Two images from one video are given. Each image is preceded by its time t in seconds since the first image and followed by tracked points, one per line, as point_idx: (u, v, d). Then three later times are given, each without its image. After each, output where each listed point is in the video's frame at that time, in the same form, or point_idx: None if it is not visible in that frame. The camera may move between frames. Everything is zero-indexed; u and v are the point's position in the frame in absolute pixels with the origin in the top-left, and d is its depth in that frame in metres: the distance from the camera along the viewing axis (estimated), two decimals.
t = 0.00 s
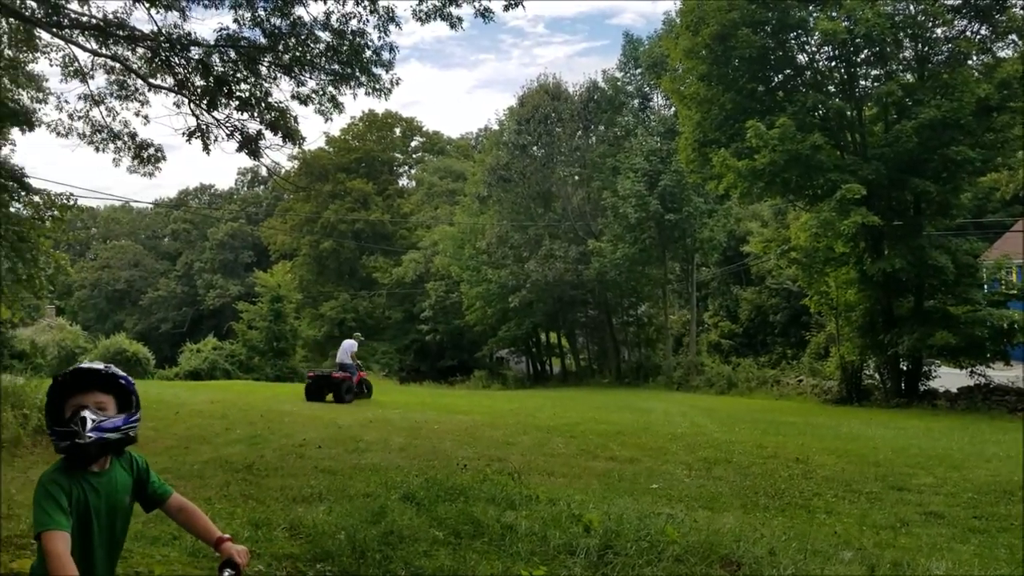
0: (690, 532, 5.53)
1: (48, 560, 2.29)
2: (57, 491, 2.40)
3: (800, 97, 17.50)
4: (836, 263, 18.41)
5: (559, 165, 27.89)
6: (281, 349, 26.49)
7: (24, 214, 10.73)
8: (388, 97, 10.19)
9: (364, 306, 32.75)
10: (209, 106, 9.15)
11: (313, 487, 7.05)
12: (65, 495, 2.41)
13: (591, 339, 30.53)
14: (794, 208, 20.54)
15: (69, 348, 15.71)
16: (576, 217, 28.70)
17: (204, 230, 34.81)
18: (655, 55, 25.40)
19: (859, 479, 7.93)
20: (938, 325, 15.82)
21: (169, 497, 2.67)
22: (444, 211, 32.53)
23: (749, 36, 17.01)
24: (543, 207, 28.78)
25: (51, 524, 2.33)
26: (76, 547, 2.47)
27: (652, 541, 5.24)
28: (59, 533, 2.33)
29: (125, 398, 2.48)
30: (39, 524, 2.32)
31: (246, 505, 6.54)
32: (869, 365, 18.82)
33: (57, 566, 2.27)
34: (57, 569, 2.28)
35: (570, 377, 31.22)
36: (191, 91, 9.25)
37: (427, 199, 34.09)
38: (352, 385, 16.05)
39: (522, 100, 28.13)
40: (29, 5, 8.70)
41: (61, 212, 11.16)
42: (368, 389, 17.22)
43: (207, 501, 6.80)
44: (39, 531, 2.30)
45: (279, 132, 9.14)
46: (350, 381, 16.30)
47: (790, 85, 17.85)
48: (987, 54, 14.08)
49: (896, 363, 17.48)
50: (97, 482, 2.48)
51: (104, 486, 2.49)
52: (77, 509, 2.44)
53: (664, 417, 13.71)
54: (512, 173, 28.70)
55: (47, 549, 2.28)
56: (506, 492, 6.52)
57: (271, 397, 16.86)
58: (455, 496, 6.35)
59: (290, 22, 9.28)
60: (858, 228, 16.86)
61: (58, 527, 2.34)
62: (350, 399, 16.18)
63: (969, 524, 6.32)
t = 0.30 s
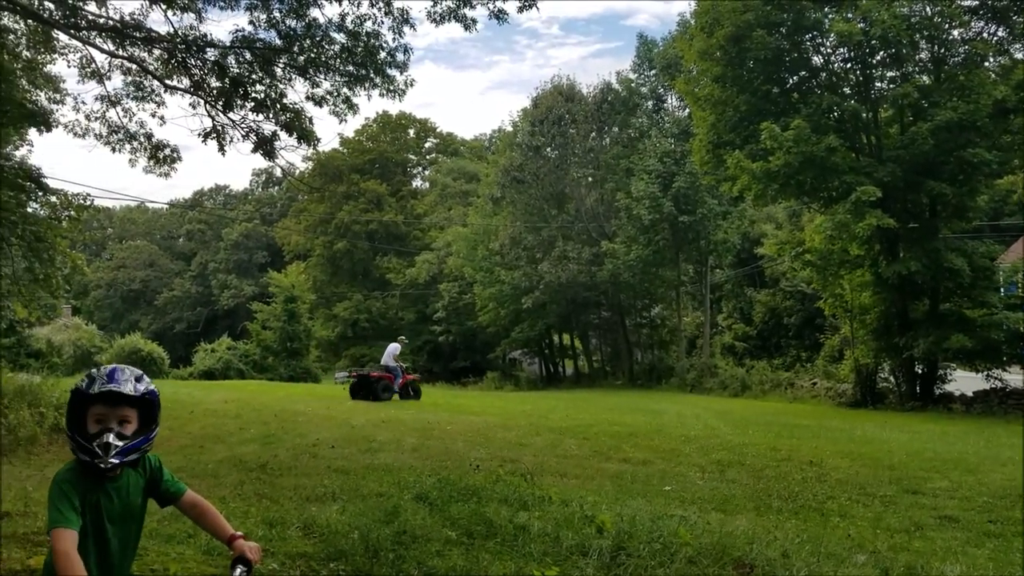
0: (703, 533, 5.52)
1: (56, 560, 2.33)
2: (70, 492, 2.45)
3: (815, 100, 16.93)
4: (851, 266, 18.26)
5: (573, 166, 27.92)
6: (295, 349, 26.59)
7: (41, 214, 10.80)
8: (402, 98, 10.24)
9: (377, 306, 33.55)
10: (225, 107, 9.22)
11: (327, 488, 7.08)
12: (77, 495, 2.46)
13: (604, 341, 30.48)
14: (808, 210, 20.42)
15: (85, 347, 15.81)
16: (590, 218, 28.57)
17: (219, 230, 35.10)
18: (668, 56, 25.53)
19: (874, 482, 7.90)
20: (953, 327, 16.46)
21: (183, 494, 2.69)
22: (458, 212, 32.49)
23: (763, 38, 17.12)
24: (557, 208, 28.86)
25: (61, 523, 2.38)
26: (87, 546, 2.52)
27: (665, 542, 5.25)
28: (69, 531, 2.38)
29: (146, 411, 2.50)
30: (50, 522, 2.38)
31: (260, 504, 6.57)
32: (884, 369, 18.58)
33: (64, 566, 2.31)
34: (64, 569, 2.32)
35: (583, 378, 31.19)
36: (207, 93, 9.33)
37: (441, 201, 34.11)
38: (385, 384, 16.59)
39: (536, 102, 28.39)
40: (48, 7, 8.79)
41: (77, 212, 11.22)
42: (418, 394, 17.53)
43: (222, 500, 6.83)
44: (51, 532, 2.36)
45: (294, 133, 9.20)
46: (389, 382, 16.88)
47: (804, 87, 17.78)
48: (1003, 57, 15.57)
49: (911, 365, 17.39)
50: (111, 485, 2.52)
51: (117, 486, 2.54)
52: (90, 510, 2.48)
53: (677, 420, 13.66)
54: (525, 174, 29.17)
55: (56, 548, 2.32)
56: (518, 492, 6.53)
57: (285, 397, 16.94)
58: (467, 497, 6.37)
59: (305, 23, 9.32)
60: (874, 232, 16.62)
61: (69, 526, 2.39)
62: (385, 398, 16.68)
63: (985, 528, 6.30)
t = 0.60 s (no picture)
0: (710, 536, 5.52)
1: None
2: (61, 509, 2.41)
3: (822, 103, 16.88)
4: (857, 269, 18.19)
5: (579, 169, 28.04)
6: (302, 351, 26.71)
7: (48, 215, 10.83)
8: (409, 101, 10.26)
9: (383, 308, 33.52)
10: (232, 110, 9.23)
11: (333, 489, 7.08)
12: (70, 514, 2.43)
13: (610, 343, 30.46)
14: (815, 213, 20.39)
15: (93, 348, 15.95)
16: (596, 221, 28.83)
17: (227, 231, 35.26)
18: (675, 58, 25.63)
19: (881, 486, 7.87)
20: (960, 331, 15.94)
21: (181, 499, 2.71)
22: (465, 214, 32.56)
23: (770, 40, 17.19)
24: (563, 211, 28.94)
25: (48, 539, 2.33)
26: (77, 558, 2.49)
27: (672, 544, 5.25)
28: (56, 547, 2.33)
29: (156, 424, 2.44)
30: (37, 541, 2.32)
31: (266, 505, 6.59)
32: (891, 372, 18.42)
33: None
34: None
35: (589, 381, 31.20)
36: (214, 95, 9.37)
37: (447, 203, 34.30)
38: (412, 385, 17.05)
39: (543, 105, 28.38)
40: (57, 9, 8.82)
41: (85, 215, 11.36)
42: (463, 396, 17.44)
43: (228, 501, 6.83)
44: (36, 551, 2.30)
45: (301, 135, 9.22)
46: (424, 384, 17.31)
47: (812, 90, 17.65)
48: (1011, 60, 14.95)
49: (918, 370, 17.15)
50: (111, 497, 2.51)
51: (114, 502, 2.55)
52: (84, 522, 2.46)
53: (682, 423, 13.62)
54: (531, 177, 28.70)
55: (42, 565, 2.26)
56: (524, 495, 6.53)
57: (292, 399, 16.96)
58: (473, 499, 6.36)
59: (313, 26, 9.36)
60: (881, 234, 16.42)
61: (56, 545, 2.33)
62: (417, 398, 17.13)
63: (992, 531, 6.28)
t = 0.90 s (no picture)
0: (706, 537, 5.53)
1: None
2: (82, 511, 2.34)
3: (819, 106, 17.17)
4: (854, 272, 18.18)
5: (577, 172, 28.11)
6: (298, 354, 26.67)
7: (46, 218, 10.71)
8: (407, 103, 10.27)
9: (380, 312, 33.30)
10: (230, 112, 9.24)
11: (330, 492, 7.09)
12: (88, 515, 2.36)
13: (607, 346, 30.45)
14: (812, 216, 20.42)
15: (90, 351, 16.01)
16: (594, 224, 28.88)
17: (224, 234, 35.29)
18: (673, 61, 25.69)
19: (877, 488, 7.89)
20: (956, 334, 13.95)
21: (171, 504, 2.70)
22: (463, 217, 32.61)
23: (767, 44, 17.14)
24: (561, 214, 28.99)
25: (64, 545, 2.24)
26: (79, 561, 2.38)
27: (668, 546, 5.26)
28: (72, 554, 2.23)
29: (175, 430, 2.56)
30: (58, 542, 2.24)
31: (263, 508, 6.59)
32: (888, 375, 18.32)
33: None
34: None
35: (586, 384, 31.21)
36: (212, 98, 9.38)
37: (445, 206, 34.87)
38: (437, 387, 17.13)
39: (540, 108, 28.44)
40: (55, 12, 8.83)
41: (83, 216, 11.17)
42: (495, 401, 17.02)
43: (224, 503, 6.83)
44: (54, 552, 2.21)
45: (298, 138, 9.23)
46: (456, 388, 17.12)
47: (808, 93, 17.84)
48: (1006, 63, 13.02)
49: (915, 373, 16.41)
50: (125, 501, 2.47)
51: (125, 507, 2.47)
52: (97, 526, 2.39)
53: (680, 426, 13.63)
54: (530, 180, 28.84)
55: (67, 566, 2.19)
56: (521, 497, 6.54)
57: (290, 402, 16.99)
58: (470, 501, 6.37)
59: (310, 28, 9.36)
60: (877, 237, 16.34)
61: (74, 548, 2.25)
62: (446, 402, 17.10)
63: (989, 533, 6.30)
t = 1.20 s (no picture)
0: (702, 538, 5.54)
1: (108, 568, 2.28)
2: (122, 502, 2.43)
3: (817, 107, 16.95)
4: (852, 274, 18.21)
5: (575, 173, 28.19)
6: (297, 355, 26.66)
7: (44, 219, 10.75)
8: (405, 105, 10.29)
9: (378, 313, 33.90)
10: (227, 113, 9.25)
11: (327, 492, 7.13)
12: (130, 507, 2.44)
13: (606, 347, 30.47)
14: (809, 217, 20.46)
15: (87, 353, 15.98)
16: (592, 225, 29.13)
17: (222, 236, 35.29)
18: (670, 63, 25.81)
19: (874, 489, 7.91)
20: (953, 336, 13.46)
21: (195, 504, 2.74)
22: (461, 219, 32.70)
23: (764, 45, 17.14)
24: (559, 216, 29.07)
25: (115, 534, 2.35)
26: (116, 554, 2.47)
27: (665, 547, 5.26)
28: (121, 542, 2.34)
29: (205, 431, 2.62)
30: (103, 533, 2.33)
31: (260, 509, 6.60)
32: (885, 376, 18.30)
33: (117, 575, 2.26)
34: None
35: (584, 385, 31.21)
36: (210, 99, 9.39)
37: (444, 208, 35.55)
38: (470, 388, 17.50)
39: (538, 110, 28.53)
40: (52, 14, 8.83)
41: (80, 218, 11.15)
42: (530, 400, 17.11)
43: (221, 505, 6.83)
44: (103, 544, 2.31)
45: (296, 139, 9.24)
46: (488, 390, 17.36)
47: (805, 95, 17.55)
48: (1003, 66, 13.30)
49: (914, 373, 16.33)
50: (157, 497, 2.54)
51: (157, 503, 2.55)
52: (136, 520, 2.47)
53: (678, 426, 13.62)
54: (528, 181, 29.00)
55: (110, 556, 2.28)
56: (517, 498, 6.54)
57: (289, 403, 17.02)
58: (467, 502, 6.38)
59: (308, 30, 9.39)
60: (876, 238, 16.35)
61: (119, 538, 2.35)
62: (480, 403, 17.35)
63: (987, 534, 6.31)
